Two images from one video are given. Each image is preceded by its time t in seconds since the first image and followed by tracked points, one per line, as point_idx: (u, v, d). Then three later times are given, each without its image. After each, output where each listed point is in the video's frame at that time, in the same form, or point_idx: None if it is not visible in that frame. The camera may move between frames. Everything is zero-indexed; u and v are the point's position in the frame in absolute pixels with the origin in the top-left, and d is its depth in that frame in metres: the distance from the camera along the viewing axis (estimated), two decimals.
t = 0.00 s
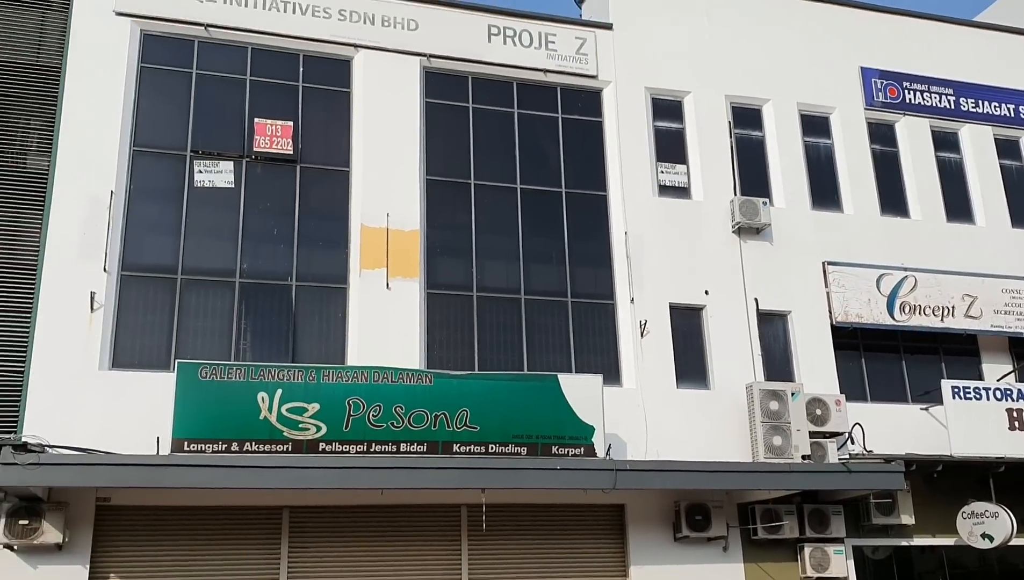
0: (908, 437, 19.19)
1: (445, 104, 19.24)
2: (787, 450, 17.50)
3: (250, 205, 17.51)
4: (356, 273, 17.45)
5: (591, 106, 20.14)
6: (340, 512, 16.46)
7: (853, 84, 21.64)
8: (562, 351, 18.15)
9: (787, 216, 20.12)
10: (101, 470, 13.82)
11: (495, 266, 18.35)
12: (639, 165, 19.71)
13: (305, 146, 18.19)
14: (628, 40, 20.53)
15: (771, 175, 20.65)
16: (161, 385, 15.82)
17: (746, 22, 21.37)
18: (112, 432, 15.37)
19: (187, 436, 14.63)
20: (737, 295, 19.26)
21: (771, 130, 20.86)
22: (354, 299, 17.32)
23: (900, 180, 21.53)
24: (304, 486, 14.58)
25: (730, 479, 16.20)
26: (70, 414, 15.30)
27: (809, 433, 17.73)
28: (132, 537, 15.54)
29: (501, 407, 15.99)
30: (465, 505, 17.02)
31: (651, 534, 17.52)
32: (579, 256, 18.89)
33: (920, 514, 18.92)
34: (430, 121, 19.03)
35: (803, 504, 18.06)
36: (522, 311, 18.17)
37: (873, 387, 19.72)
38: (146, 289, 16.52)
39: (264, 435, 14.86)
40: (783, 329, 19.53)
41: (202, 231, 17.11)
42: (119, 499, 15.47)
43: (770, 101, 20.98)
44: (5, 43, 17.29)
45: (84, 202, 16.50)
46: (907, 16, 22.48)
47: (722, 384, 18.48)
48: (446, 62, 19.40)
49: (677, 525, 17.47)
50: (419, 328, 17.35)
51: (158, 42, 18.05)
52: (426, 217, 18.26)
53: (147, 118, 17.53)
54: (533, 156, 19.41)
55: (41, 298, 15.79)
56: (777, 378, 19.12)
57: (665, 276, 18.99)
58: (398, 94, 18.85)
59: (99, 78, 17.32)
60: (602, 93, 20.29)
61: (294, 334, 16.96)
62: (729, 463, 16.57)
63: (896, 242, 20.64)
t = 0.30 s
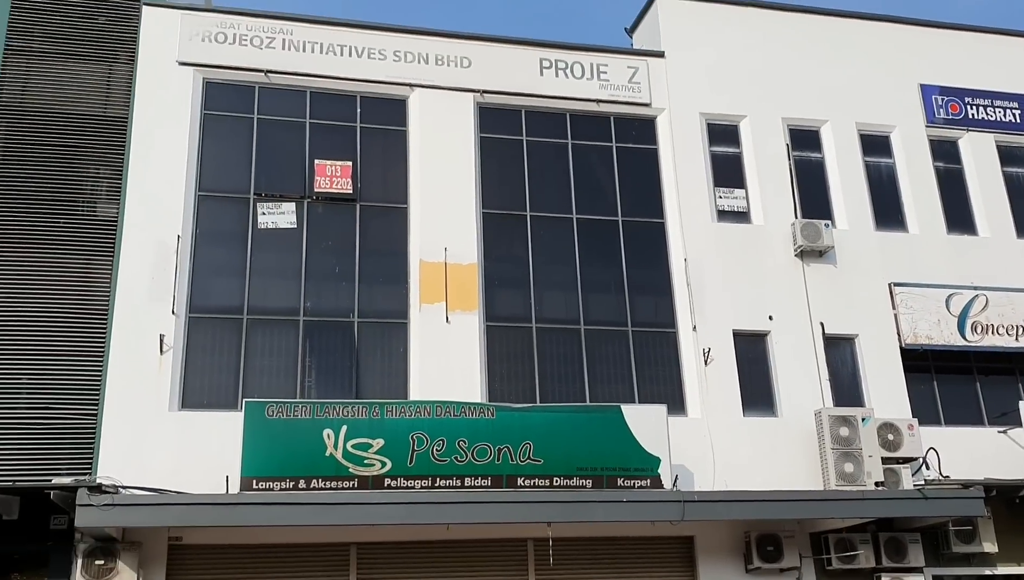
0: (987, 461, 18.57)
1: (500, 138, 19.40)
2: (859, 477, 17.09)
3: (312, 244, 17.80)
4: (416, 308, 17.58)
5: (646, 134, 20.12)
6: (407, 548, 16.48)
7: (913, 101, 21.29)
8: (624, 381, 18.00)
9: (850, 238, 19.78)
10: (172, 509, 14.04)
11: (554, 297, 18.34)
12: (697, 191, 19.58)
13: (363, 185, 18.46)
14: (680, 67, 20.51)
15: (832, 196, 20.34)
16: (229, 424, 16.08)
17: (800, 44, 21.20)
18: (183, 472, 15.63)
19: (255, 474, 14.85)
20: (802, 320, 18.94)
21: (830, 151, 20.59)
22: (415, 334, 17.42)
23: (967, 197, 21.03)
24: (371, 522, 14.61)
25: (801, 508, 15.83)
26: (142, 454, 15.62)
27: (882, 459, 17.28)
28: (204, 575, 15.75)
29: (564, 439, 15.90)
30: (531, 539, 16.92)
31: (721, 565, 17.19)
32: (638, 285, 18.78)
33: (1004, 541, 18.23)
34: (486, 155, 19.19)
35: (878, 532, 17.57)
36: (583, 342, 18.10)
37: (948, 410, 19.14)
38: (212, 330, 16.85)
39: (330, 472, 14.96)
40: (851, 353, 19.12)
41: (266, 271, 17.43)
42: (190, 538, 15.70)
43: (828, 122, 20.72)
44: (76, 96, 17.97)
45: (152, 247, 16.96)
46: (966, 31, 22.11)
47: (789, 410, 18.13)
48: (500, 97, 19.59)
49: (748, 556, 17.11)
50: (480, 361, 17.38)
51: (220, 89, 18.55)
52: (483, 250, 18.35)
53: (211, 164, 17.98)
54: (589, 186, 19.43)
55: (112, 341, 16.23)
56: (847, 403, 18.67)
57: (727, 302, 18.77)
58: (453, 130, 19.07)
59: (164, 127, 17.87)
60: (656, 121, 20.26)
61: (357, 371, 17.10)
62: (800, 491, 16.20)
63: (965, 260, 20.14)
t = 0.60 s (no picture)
0: None
1: (544, 175, 19.49)
2: (920, 514, 16.65)
3: (360, 285, 17.97)
4: (464, 346, 17.61)
5: (691, 168, 20.07)
6: None
7: (963, 129, 21.01)
8: (674, 418, 17.80)
9: (902, 269, 19.47)
10: (225, 552, 14.08)
11: (601, 333, 18.27)
12: (744, 225, 19.45)
13: (410, 225, 18.63)
14: (724, 101, 20.48)
15: (883, 227, 20.06)
16: (280, 465, 16.18)
17: (845, 75, 21.06)
18: (235, 513, 15.73)
19: (306, 515, 14.86)
20: (856, 353, 18.61)
21: (880, 182, 20.34)
22: (463, 372, 17.42)
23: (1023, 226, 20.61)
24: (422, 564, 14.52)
25: (861, 547, 15.45)
26: (196, 496, 15.78)
27: (943, 496, 16.82)
28: None
29: (615, 478, 15.74)
30: None
31: None
32: (687, 320, 18.63)
33: None
34: (531, 193, 19.28)
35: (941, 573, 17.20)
36: (631, 379, 17.96)
37: (1010, 445, 18.62)
38: (263, 371, 17.02)
39: (380, 513, 14.96)
40: (907, 387, 18.71)
41: (315, 313, 17.62)
42: None
43: (876, 152, 20.50)
44: (130, 145, 18.48)
45: (205, 291, 17.24)
46: (1014, 58, 21.85)
47: (845, 447, 17.76)
48: (544, 135, 19.71)
49: None
50: (529, 399, 17.31)
51: (270, 134, 18.93)
52: (529, 287, 18.37)
53: (261, 207, 18.30)
54: (635, 221, 19.40)
55: (166, 384, 16.48)
56: (904, 438, 18.24)
57: (777, 337, 18.52)
58: (498, 169, 19.21)
59: (216, 173, 18.24)
60: (701, 155, 20.21)
61: (406, 411, 17.13)
62: (860, 530, 15.82)
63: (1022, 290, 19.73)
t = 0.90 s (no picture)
0: None
1: (580, 211, 19.52)
2: (971, 552, 16.30)
3: (398, 323, 18.05)
4: (501, 383, 17.57)
5: (726, 202, 20.02)
6: None
7: (1003, 158, 20.76)
8: (715, 455, 17.58)
9: (945, 300, 19.18)
10: None
11: (639, 369, 18.15)
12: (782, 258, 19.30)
13: (447, 263, 18.73)
14: (759, 134, 20.44)
15: (924, 258, 19.79)
16: (320, 504, 16.19)
17: (881, 105, 20.96)
18: (275, 553, 15.72)
19: (345, 555, 14.80)
20: (899, 386, 18.30)
21: (919, 212, 20.10)
22: (500, 409, 17.37)
23: None
24: None
25: None
26: (236, 535, 15.80)
27: (994, 532, 16.48)
28: None
29: (656, 516, 15.55)
30: None
31: None
32: (726, 355, 18.46)
33: None
34: (567, 229, 19.29)
35: None
36: (670, 415, 17.79)
37: None
38: (302, 410, 17.10)
39: (419, 552, 14.92)
40: (953, 420, 18.34)
41: (353, 351, 17.71)
42: None
43: (914, 183, 20.29)
44: (172, 188, 18.85)
45: (245, 330, 17.43)
46: None
47: (891, 482, 17.40)
48: (578, 171, 19.78)
49: None
50: (567, 435, 17.19)
51: (308, 175, 19.20)
52: (566, 323, 18.33)
53: (300, 247, 18.50)
54: (672, 256, 19.33)
55: (207, 425, 16.63)
56: (952, 473, 17.85)
57: (818, 370, 18.28)
58: (533, 205, 19.28)
59: (255, 214, 18.51)
60: (736, 189, 20.15)
61: (444, 448, 17.08)
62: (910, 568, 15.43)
63: None
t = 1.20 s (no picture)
0: None
1: (623, 235, 19.48)
2: None
3: (444, 351, 18.09)
4: (547, 410, 17.50)
5: (772, 222, 19.85)
6: None
7: None
8: (767, 479, 17.31)
9: (999, 317, 18.79)
10: None
11: (687, 394, 17.98)
12: (830, 277, 19.06)
13: (490, 289, 18.78)
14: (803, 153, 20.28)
15: (977, 274, 19.40)
16: (369, 533, 16.20)
17: (925, 121, 20.72)
18: None
19: None
20: (955, 407, 17.90)
21: (970, 229, 19.73)
22: (548, 436, 17.28)
23: None
24: None
25: None
26: (287, 565, 15.85)
27: None
28: None
29: (709, 543, 15.34)
30: None
31: None
32: (775, 378, 18.22)
33: None
34: (610, 254, 19.24)
35: None
36: (720, 439, 17.57)
37: None
38: (350, 440, 17.18)
39: None
40: (1012, 440, 17.89)
41: (399, 380, 17.78)
42: None
43: (964, 199, 19.95)
44: (220, 222, 19.18)
45: (293, 361, 17.60)
46: None
47: (951, 505, 16.97)
48: (620, 195, 19.77)
49: None
50: (615, 462, 17.04)
51: (352, 206, 19.41)
52: (612, 348, 18.25)
53: (345, 277, 18.68)
54: (717, 278, 19.19)
55: (257, 456, 16.78)
56: (1013, 495, 17.39)
57: (870, 391, 17.96)
58: (576, 231, 19.27)
59: (301, 245, 18.73)
60: (781, 209, 19.98)
61: (492, 476, 17.01)
62: None
63: None
